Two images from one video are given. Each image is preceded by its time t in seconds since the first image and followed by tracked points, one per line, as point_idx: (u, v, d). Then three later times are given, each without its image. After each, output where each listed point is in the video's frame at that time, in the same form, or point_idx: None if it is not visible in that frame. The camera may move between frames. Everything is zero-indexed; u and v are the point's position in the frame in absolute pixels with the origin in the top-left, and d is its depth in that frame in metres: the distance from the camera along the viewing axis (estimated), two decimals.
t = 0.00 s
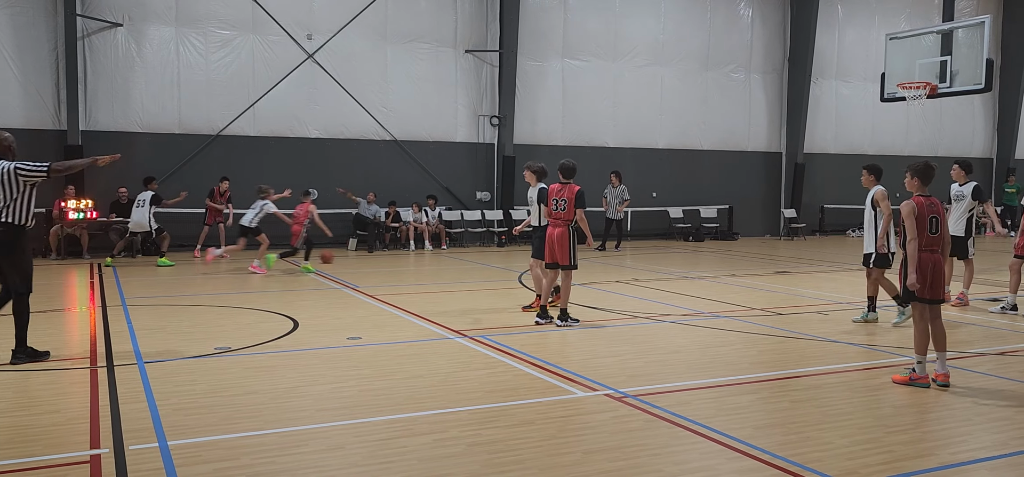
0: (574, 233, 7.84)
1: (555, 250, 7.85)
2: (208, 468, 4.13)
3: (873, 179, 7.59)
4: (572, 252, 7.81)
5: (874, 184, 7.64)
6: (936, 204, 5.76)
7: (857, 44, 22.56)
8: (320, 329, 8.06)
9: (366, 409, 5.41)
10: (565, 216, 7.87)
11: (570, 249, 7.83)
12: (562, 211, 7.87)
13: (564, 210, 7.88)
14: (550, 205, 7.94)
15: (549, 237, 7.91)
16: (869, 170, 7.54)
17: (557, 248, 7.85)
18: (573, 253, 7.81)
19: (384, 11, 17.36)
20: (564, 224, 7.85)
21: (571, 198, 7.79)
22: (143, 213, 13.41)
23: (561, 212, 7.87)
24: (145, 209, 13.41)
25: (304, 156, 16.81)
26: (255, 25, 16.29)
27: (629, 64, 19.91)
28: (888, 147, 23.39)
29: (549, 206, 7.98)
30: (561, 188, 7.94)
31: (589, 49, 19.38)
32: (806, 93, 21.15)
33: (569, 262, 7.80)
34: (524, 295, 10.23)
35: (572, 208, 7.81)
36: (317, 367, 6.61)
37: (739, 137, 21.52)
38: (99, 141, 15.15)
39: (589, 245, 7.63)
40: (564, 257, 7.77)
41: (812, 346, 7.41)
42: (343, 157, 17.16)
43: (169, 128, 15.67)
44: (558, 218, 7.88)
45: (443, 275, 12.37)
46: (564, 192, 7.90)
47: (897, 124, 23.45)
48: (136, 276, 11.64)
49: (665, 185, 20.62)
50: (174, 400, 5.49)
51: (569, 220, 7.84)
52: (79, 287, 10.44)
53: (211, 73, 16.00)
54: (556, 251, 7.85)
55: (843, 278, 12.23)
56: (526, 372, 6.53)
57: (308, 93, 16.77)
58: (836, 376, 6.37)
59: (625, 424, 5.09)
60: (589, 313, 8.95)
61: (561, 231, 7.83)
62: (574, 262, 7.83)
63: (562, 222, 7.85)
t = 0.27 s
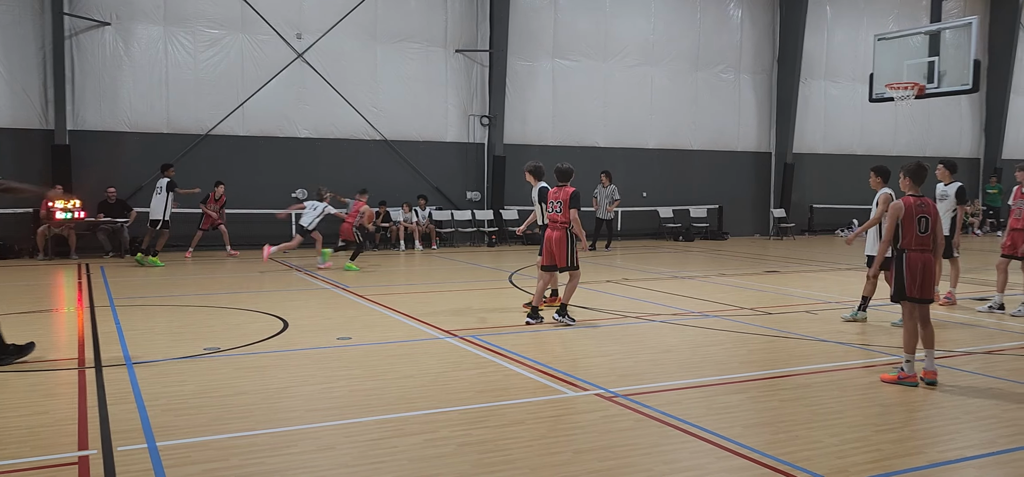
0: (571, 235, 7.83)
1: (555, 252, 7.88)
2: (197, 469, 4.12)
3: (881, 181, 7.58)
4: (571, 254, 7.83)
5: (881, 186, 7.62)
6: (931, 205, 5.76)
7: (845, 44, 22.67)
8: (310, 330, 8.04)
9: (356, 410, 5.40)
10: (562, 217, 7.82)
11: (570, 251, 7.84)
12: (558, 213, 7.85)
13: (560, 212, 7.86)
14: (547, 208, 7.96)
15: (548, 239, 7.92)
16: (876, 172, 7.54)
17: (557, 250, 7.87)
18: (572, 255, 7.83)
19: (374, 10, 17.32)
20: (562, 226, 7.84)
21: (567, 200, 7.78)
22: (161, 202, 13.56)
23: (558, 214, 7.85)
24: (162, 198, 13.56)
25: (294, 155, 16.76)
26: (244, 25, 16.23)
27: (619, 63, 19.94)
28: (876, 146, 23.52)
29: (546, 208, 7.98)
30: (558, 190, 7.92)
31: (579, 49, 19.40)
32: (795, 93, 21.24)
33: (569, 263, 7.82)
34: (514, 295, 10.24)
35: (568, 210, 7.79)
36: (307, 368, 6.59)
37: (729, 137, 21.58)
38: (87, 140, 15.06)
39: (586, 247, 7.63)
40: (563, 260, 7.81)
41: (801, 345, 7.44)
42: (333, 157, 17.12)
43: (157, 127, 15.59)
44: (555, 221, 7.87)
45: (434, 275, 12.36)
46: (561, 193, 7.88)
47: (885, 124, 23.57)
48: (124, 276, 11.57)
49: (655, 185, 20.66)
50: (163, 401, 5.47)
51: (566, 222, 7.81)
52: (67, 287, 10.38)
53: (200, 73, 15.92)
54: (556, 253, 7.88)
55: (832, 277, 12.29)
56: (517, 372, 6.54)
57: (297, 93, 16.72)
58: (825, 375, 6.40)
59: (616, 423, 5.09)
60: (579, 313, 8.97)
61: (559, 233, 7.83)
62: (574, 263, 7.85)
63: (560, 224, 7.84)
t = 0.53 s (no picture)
0: (577, 238, 7.81)
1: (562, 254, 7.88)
2: (180, 471, 4.08)
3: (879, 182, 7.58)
4: (576, 257, 7.83)
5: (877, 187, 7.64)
6: (921, 204, 5.74)
7: (829, 45, 22.82)
8: (295, 330, 7.99)
9: (341, 410, 5.37)
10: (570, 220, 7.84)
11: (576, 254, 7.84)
12: (567, 216, 7.87)
13: (570, 215, 7.88)
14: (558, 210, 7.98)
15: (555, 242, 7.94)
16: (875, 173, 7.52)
17: (563, 253, 7.88)
18: (577, 258, 7.82)
19: (359, 9, 17.27)
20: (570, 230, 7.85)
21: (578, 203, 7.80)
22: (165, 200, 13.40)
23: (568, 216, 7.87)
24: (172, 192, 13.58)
25: (278, 155, 16.67)
26: (228, 24, 16.13)
27: (605, 64, 19.98)
28: (859, 147, 23.71)
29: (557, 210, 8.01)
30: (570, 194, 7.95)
31: (565, 49, 19.42)
32: (779, 94, 21.38)
33: (574, 266, 7.82)
34: (500, 295, 10.24)
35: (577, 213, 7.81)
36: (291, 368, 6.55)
37: (713, 137, 21.68)
38: (69, 140, 14.92)
39: (591, 250, 7.63)
40: (568, 262, 7.81)
41: (785, 344, 7.49)
42: (318, 156, 17.05)
43: (140, 127, 15.47)
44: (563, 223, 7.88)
45: (420, 275, 12.33)
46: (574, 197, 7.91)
47: (868, 124, 23.76)
48: (106, 277, 11.47)
49: (641, 184, 20.71)
50: (146, 403, 5.42)
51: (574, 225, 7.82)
52: (48, 288, 10.27)
53: (183, 72, 15.81)
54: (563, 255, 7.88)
55: (816, 276, 12.37)
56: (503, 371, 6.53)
57: (282, 92, 16.64)
58: (809, 374, 6.44)
59: (602, 423, 5.10)
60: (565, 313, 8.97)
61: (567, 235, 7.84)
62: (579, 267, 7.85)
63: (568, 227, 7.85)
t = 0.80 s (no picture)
0: (585, 240, 7.84)
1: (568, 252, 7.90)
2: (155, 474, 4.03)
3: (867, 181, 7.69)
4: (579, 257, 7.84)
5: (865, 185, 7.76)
6: (898, 203, 5.77)
7: (804, 46, 23.05)
8: (272, 331, 7.93)
9: (319, 411, 5.34)
10: (585, 221, 7.87)
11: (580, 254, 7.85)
12: (583, 216, 7.90)
13: (586, 216, 7.90)
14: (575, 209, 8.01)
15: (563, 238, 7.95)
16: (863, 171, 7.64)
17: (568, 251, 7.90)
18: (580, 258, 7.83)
19: (336, 8, 17.18)
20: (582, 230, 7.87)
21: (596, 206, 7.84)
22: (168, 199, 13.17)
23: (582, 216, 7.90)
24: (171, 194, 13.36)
25: (255, 154, 16.54)
26: (203, 22, 15.97)
27: (582, 63, 20.03)
28: (834, 146, 23.96)
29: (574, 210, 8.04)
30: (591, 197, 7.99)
31: (542, 49, 19.45)
32: (755, 94, 21.56)
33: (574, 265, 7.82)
34: (479, 294, 10.22)
35: (594, 216, 7.84)
36: (268, 369, 6.50)
37: (691, 137, 21.81)
38: (41, 139, 14.70)
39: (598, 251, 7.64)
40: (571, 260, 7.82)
41: (761, 342, 7.54)
42: (294, 155, 16.94)
43: (113, 125, 15.28)
44: (578, 222, 7.91)
45: (398, 274, 12.29)
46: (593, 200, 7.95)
47: (842, 125, 24.02)
48: (79, 278, 11.31)
49: (618, 184, 20.78)
50: (120, 405, 5.35)
51: (587, 226, 7.85)
52: (19, 289, 10.10)
53: (157, 71, 15.64)
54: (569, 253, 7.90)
55: (792, 275, 12.48)
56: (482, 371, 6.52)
57: (258, 91, 16.52)
58: (785, 372, 6.49)
59: (580, 422, 5.11)
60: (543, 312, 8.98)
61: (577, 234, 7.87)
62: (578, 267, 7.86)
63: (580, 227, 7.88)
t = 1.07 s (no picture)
0: (598, 238, 8.00)
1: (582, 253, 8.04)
2: None
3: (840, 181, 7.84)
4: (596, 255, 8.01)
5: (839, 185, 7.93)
6: (857, 202, 5.85)
7: (769, 47, 23.32)
8: (238, 332, 7.83)
9: (285, 412, 5.29)
10: (591, 220, 8.03)
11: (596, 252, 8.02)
12: (588, 215, 8.04)
13: (591, 214, 8.04)
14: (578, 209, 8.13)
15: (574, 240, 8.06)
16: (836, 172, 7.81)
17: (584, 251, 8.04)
18: (598, 255, 8.00)
19: (300, 5, 17.05)
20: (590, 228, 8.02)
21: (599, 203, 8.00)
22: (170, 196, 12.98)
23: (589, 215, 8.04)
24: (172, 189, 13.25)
25: (221, 153, 16.35)
26: (165, 19, 15.76)
27: (550, 63, 20.08)
28: (799, 146, 24.26)
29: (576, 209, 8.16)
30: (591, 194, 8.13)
31: (510, 48, 19.45)
32: (720, 94, 21.78)
33: (595, 264, 7.98)
34: (448, 294, 10.19)
35: (599, 213, 8.01)
36: (234, 371, 6.42)
37: (658, 137, 21.96)
38: None
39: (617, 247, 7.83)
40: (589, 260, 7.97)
41: (727, 340, 7.61)
42: (260, 154, 16.77)
43: (74, 124, 15.02)
44: (584, 222, 8.04)
45: (367, 274, 12.22)
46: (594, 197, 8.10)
47: (807, 125, 24.34)
48: (41, 279, 11.08)
49: (586, 183, 20.85)
50: (81, 409, 5.25)
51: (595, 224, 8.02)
52: None
53: (119, 68, 15.40)
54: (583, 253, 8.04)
55: (758, 273, 12.62)
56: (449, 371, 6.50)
57: (223, 90, 16.33)
58: (751, 369, 6.56)
59: (549, 421, 5.11)
60: (512, 312, 8.97)
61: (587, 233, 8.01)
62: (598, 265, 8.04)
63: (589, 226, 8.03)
